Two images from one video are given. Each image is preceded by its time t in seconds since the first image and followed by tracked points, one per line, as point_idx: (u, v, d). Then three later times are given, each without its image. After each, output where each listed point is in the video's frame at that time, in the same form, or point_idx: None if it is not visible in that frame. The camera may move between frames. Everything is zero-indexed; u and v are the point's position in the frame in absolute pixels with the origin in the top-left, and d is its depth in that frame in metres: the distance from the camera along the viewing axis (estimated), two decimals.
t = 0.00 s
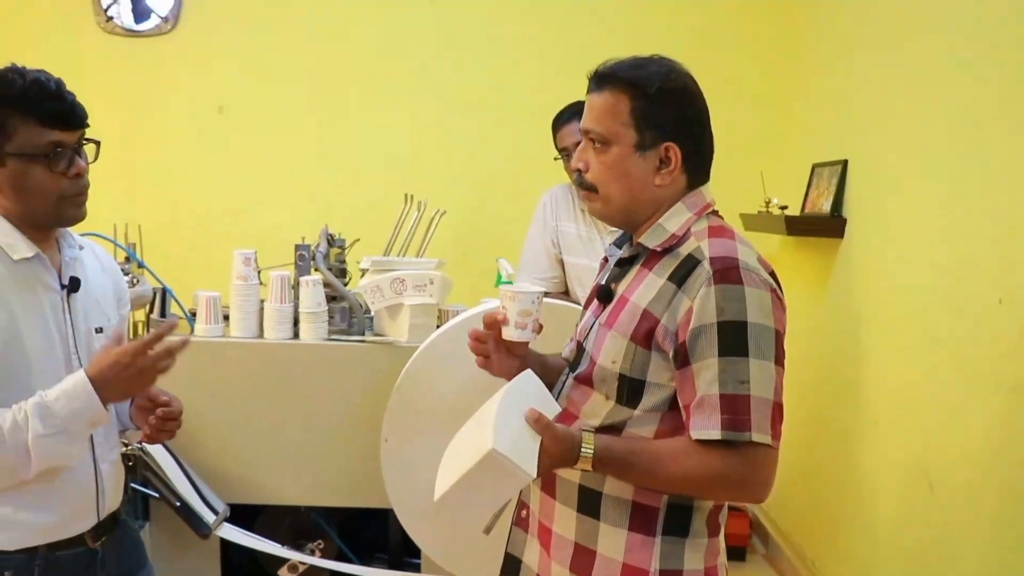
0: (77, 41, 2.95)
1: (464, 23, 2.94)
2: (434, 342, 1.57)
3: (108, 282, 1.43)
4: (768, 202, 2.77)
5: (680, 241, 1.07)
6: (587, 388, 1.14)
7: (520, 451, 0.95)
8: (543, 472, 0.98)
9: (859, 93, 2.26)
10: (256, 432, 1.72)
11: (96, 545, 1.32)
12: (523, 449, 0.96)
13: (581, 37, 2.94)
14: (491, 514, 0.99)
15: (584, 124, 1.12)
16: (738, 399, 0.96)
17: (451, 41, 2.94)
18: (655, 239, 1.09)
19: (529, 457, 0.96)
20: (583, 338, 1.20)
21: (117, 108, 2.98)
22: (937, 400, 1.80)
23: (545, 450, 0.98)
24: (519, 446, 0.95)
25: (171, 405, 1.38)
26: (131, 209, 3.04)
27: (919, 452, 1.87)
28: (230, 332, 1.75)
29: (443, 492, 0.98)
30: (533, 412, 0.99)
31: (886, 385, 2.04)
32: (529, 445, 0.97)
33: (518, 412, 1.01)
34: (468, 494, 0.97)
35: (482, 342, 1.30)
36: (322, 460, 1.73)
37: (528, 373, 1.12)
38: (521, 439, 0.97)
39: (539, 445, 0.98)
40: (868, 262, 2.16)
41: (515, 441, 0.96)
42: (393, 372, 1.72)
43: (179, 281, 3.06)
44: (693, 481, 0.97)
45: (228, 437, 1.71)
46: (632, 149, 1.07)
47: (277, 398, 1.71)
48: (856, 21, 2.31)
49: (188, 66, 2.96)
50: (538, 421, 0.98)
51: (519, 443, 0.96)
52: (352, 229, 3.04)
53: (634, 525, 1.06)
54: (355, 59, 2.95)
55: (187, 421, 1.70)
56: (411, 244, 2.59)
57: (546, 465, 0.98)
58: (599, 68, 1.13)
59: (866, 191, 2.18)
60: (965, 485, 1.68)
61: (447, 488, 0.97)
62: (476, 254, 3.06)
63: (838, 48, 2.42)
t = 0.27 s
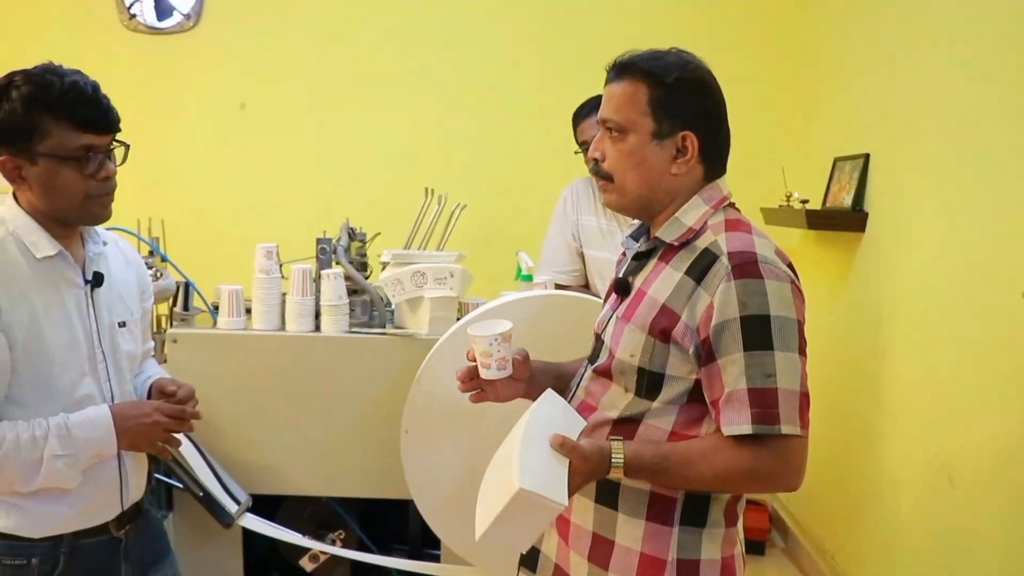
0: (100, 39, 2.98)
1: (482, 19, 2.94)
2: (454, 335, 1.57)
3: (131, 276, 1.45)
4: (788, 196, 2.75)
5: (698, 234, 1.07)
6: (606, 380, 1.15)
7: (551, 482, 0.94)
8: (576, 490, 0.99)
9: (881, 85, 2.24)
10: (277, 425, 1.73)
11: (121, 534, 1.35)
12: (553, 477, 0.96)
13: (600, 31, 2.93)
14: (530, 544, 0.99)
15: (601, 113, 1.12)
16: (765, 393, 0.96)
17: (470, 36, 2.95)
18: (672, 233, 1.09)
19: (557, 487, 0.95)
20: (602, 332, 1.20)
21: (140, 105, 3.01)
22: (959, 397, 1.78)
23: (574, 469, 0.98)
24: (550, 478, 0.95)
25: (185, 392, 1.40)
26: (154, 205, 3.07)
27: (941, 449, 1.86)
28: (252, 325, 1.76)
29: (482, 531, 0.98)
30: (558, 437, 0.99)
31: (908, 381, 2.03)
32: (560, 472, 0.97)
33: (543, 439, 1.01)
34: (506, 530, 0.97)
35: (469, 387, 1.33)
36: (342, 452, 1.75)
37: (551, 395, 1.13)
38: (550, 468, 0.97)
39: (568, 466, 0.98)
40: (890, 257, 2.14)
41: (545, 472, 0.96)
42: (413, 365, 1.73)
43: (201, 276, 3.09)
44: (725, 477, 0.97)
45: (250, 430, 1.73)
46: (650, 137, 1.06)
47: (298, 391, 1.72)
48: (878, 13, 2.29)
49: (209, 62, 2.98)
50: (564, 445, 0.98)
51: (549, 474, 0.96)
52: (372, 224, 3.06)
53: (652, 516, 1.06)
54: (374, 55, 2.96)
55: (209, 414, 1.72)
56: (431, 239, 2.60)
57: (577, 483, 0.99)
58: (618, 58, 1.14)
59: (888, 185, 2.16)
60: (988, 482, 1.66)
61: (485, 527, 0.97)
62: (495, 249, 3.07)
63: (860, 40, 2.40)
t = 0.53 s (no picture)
0: (116, 39, 3.00)
1: (495, 18, 2.94)
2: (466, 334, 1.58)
3: (147, 277, 1.46)
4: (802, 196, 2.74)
5: (708, 234, 1.07)
6: (618, 380, 1.15)
7: (561, 487, 0.95)
8: (591, 495, 0.99)
9: (895, 84, 2.23)
10: (290, 424, 1.74)
11: (132, 532, 1.36)
12: (563, 484, 0.96)
13: (613, 30, 2.93)
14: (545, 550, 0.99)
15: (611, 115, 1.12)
16: (779, 393, 0.96)
17: (482, 36, 2.95)
18: (683, 233, 1.09)
19: (568, 493, 0.95)
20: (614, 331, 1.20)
21: (155, 105, 3.03)
22: (972, 398, 1.77)
23: (587, 475, 0.98)
24: (560, 484, 0.96)
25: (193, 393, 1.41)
26: (169, 205, 3.09)
27: (954, 450, 1.84)
28: (266, 325, 1.77)
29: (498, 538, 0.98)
30: (569, 445, 1.00)
31: (921, 382, 2.01)
32: (571, 478, 0.97)
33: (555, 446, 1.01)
34: (520, 537, 0.98)
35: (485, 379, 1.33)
36: (354, 451, 1.75)
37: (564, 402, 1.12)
38: (561, 474, 0.97)
39: (581, 473, 0.99)
40: (903, 257, 2.13)
41: (555, 478, 0.97)
42: (425, 365, 1.73)
43: (216, 276, 3.11)
44: (740, 479, 0.97)
45: (263, 428, 1.74)
46: (658, 139, 1.06)
47: (310, 390, 1.73)
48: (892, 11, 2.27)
49: (223, 63, 3.00)
50: (575, 452, 0.99)
51: (560, 480, 0.96)
52: (385, 224, 3.07)
53: (664, 515, 1.06)
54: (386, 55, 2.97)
55: (222, 413, 1.73)
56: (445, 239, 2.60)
57: (592, 489, 0.99)
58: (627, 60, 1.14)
59: (902, 185, 2.15)
60: (999, 484, 1.65)
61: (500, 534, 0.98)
62: (508, 248, 3.07)
63: (874, 39, 2.38)
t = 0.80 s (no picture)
0: (130, 45, 3.02)
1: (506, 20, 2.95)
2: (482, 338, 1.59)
3: (161, 278, 1.47)
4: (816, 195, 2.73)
5: (724, 234, 1.06)
6: (633, 381, 1.14)
7: (576, 495, 0.95)
8: (607, 500, 0.99)
9: (909, 81, 2.21)
10: (307, 426, 1.75)
11: (150, 533, 1.36)
12: (578, 491, 0.96)
13: (624, 30, 2.93)
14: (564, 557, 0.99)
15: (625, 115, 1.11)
16: (796, 394, 0.95)
17: (493, 38, 2.96)
18: (699, 233, 1.08)
19: (584, 501, 0.95)
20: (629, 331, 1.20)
21: (169, 110, 3.05)
22: (990, 397, 1.76)
23: (603, 480, 0.98)
24: (576, 491, 0.95)
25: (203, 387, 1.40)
26: (184, 209, 3.10)
27: (973, 449, 1.83)
28: (282, 327, 1.78)
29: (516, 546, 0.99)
30: (584, 451, 0.99)
31: (938, 381, 2.00)
32: (585, 484, 0.97)
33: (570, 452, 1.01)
34: (538, 546, 0.98)
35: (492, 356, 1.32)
36: (370, 452, 1.76)
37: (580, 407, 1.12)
38: (576, 481, 0.97)
39: (597, 479, 0.98)
40: (919, 256, 2.11)
41: (570, 486, 0.96)
42: (441, 367, 1.74)
43: (231, 279, 3.13)
44: (758, 481, 0.97)
45: (279, 431, 1.75)
46: (672, 137, 1.06)
47: (326, 392, 1.74)
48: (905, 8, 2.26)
49: (236, 67, 3.01)
50: (590, 459, 0.98)
51: (575, 487, 0.96)
52: (399, 226, 3.07)
53: (682, 516, 1.06)
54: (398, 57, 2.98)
55: (239, 415, 1.74)
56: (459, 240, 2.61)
57: (609, 493, 0.99)
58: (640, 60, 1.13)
59: (917, 183, 2.14)
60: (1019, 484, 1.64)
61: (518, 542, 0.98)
62: (522, 248, 3.07)
63: (887, 36, 2.37)
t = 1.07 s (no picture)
0: (149, 46, 3.04)
1: (523, 19, 2.94)
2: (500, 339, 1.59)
3: (180, 274, 1.48)
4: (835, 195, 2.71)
5: (748, 236, 1.05)
6: (654, 382, 1.14)
7: (602, 506, 0.95)
8: (634, 508, 0.99)
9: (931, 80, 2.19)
10: (326, 425, 1.75)
11: (171, 531, 1.37)
12: (604, 502, 0.95)
13: (642, 29, 2.92)
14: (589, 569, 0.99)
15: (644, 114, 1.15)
16: (823, 401, 0.94)
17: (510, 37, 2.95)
18: (722, 234, 1.07)
19: (610, 513, 0.95)
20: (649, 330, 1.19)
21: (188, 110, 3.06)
22: (1012, 398, 1.74)
23: (630, 489, 0.99)
24: (601, 502, 0.95)
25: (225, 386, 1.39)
26: (203, 209, 3.12)
27: (994, 452, 1.81)
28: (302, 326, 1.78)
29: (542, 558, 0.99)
30: (609, 461, 0.99)
31: (959, 383, 1.98)
32: (611, 495, 0.97)
33: (594, 460, 1.00)
34: (563, 558, 0.98)
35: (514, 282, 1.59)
36: (389, 452, 1.76)
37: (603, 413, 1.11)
38: (602, 491, 0.97)
39: (623, 488, 0.99)
40: (940, 256, 2.09)
41: (596, 496, 0.96)
42: (460, 366, 1.74)
43: (251, 278, 3.14)
44: (785, 489, 0.96)
45: (298, 430, 1.75)
46: (665, 138, 1.08)
47: (344, 391, 1.74)
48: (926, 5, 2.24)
49: (254, 67, 3.03)
50: (615, 469, 0.98)
51: (601, 497, 0.96)
52: (417, 225, 3.07)
53: (703, 518, 1.05)
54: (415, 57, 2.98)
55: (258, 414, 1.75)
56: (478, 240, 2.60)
57: (635, 501, 1.00)
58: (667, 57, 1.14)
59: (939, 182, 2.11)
60: None
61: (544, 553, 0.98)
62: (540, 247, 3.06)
63: (908, 34, 2.35)
